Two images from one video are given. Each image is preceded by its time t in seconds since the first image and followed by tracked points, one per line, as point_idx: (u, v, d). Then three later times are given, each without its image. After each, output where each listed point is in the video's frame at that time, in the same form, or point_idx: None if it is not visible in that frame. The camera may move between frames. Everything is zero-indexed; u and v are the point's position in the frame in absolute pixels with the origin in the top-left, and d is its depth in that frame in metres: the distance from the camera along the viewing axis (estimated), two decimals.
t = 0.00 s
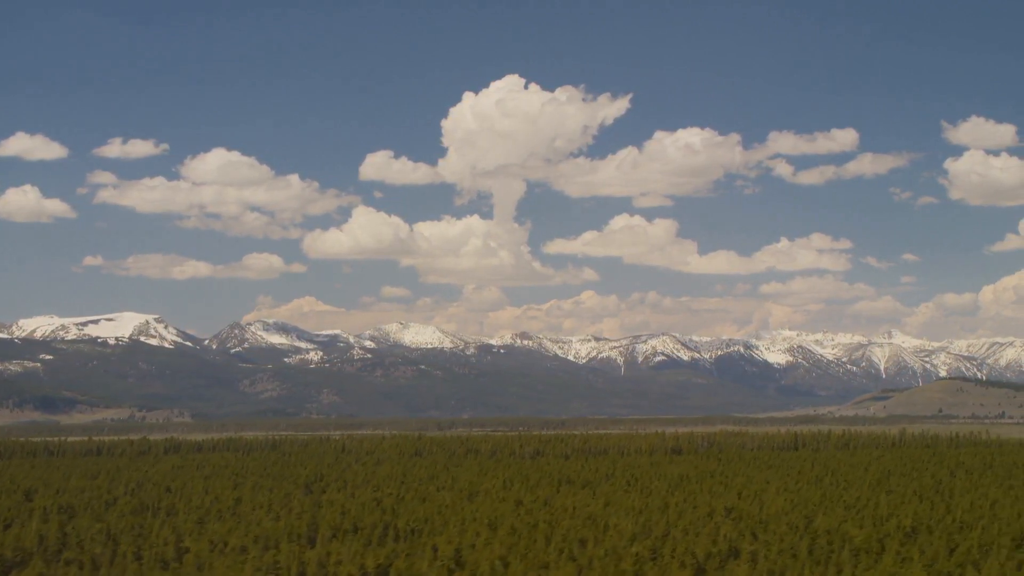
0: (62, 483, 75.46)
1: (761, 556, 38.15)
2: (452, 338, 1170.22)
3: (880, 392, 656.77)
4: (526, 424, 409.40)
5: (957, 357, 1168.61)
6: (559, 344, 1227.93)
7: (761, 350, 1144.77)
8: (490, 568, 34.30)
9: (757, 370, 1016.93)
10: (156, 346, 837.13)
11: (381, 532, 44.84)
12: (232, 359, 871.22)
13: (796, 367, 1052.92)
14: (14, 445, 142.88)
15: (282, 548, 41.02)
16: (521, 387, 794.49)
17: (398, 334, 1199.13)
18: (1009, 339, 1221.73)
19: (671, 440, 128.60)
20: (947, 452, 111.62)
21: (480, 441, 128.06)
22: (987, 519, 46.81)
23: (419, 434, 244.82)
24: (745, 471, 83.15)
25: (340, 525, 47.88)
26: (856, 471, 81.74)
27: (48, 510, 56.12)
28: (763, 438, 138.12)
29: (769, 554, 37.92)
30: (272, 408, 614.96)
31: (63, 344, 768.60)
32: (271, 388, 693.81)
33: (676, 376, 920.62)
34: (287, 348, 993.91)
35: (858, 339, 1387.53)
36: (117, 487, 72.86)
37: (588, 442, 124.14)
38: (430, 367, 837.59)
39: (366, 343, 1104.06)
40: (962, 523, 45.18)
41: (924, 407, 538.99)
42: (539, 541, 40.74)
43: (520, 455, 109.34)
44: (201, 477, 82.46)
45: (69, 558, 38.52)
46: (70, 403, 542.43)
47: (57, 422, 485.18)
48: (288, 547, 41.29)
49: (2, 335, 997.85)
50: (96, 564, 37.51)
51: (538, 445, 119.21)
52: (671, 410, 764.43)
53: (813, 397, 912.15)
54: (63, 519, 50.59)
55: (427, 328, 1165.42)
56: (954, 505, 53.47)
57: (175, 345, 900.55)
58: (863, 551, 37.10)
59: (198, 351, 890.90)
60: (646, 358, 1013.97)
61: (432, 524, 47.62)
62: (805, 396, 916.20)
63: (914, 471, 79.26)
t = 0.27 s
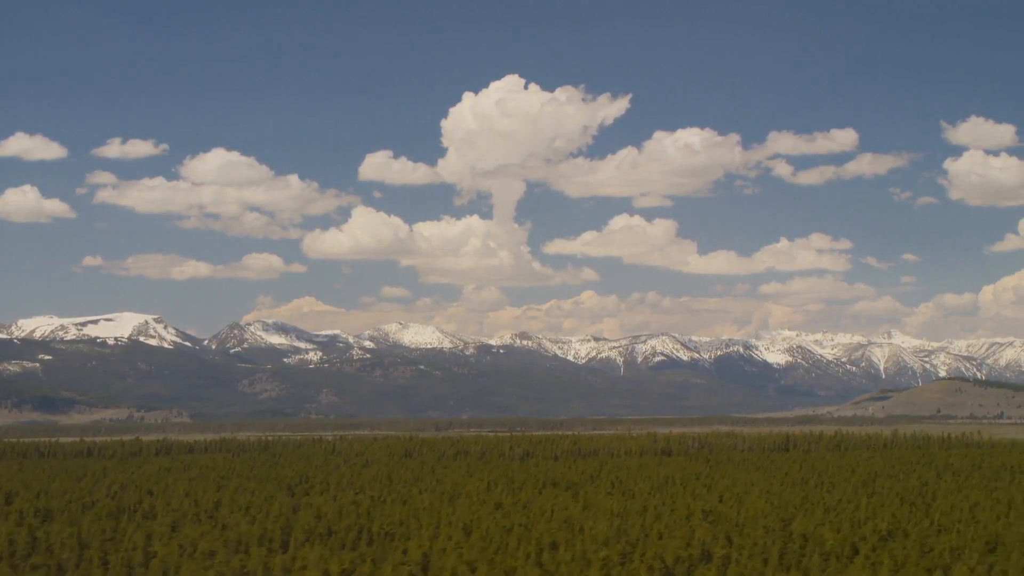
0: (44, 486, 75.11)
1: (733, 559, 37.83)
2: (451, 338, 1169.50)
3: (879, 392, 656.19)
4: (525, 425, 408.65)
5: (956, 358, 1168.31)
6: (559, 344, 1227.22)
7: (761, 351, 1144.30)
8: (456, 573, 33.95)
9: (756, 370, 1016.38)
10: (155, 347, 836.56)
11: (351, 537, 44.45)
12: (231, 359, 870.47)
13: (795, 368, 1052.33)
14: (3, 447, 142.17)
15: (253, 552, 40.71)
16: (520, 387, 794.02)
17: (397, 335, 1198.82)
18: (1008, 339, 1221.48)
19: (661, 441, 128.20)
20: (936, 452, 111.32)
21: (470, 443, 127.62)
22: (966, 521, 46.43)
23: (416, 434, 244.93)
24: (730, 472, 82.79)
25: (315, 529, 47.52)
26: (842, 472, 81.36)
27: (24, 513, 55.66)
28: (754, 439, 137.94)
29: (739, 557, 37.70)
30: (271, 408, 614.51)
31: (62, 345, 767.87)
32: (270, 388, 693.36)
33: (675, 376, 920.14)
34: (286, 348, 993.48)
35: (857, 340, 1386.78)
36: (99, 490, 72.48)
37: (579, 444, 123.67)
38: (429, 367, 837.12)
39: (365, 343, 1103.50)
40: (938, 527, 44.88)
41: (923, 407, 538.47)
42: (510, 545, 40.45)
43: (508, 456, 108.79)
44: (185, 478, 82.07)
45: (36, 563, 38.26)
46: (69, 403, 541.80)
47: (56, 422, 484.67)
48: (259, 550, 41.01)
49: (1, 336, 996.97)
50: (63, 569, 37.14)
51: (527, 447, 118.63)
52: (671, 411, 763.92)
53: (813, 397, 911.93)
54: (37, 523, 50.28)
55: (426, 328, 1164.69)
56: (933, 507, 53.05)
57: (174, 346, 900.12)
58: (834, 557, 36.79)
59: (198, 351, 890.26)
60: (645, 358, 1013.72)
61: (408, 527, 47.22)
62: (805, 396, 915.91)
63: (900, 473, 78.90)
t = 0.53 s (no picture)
0: (27, 487, 74.66)
1: (710, 562, 37.51)
2: (450, 338, 1169.65)
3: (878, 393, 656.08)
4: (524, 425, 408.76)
5: (956, 358, 1168.54)
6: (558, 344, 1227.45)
7: (761, 351, 1144.27)
8: None
9: (756, 370, 1016.32)
10: (155, 347, 836.38)
11: (327, 540, 44.12)
12: (231, 359, 870.49)
13: (794, 368, 1052.27)
14: None
15: (228, 555, 40.31)
16: (520, 387, 793.90)
17: (397, 334, 1198.91)
18: (1008, 339, 1221.97)
19: (652, 443, 127.49)
20: (928, 453, 110.65)
21: (460, 445, 126.88)
22: (949, 524, 45.81)
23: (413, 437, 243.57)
24: (720, 474, 82.33)
25: (294, 532, 47.11)
26: (829, 474, 80.89)
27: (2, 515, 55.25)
28: (746, 441, 137.06)
29: (716, 561, 37.31)
30: (270, 409, 614.21)
31: (62, 345, 767.43)
32: (269, 388, 693.07)
33: (675, 376, 920.27)
34: (285, 348, 993.38)
35: (857, 340, 1387.06)
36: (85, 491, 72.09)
37: (570, 445, 123.32)
38: (429, 367, 837.02)
39: (365, 343, 1103.45)
40: (917, 531, 44.41)
41: (922, 407, 538.31)
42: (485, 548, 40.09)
43: (498, 457, 108.33)
44: (172, 480, 81.61)
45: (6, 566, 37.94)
46: (68, 404, 541.42)
47: (55, 422, 485.15)
48: (234, 554, 40.69)
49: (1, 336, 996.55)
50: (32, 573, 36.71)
51: (519, 448, 118.23)
52: (670, 411, 763.89)
53: (812, 397, 912.09)
54: (14, 526, 49.87)
55: (425, 328, 1164.63)
56: (918, 509, 52.54)
57: (174, 346, 900.01)
58: (807, 561, 36.38)
59: (197, 351, 890.14)
60: (644, 358, 1013.68)
61: (387, 529, 46.71)
62: (804, 396, 916.08)
63: (889, 475, 78.36)
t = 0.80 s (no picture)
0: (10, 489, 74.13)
1: (686, 566, 37.08)
2: (450, 338, 1168.75)
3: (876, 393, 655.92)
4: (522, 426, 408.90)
5: (955, 358, 1168.43)
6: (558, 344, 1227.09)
7: (760, 351, 1144.10)
8: None
9: (755, 370, 1016.03)
10: (154, 347, 835.80)
11: (303, 544, 43.67)
12: (230, 360, 869.75)
13: (794, 368, 1051.99)
14: None
15: (199, 559, 39.91)
16: (519, 387, 793.49)
17: (396, 334, 1198.62)
18: (1007, 339, 1221.78)
19: (644, 444, 127.06)
20: (920, 455, 110.25)
21: (451, 446, 126.22)
22: (931, 527, 45.42)
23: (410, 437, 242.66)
24: (709, 476, 81.83)
25: (270, 535, 46.68)
26: (816, 476, 80.42)
27: None
28: (738, 441, 136.71)
29: (692, 566, 36.89)
30: (268, 409, 613.66)
31: (61, 346, 766.70)
32: (268, 388, 692.61)
33: (674, 376, 920.06)
34: (285, 348, 993.34)
35: (856, 340, 1387.14)
36: (66, 493, 71.61)
37: (562, 446, 122.73)
38: (428, 367, 836.45)
39: (364, 343, 1103.09)
40: (899, 533, 44.08)
41: (920, 407, 538.04)
42: (459, 551, 39.62)
43: (489, 458, 107.83)
44: (158, 481, 80.88)
45: None
46: (66, 404, 540.92)
47: (54, 423, 484.46)
48: (205, 559, 40.18)
49: None
50: None
51: (511, 449, 117.76)
52: (669, 411, 763.57)
53: (812, 398, 911.43)
54: None
55: (425, 328, 1163.50)
56: (904, 512, 52.16)
57: (172, 346, 899.53)
58: (784, 567, 35.99)
59: (196, 351, 889.62)
60: (644, 358, 1013.12)
61: (365, 534, 46.26)
62: (803, 397, 916.01)
63: (878, 476, 77.99)
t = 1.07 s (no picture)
0: None
1: None
2: (449, 338, 1168.41)
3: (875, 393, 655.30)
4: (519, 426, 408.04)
5: (955, 358, 1168.29)
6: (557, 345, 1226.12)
7: (759, 351, 1143.05)
8: None
9: (754, 370, 1015.21)
10: (152, 347, 834.96)
11: (274, 548, 43.32)
12: (229, 360, 869.05)
13: (793, 368, 1051.12)
14: None
15: (163, 564, 39.62)
16: (518, 387, 792.80)
17: (395, 335, 1197.93)
18: (1006, 339, 1221.49)
19: (634, 445, 126.86)
20: (908, 455, 110.09)
21: (442, 447, 125.86)
22: (906, 531, 45.16)
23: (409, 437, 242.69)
24: (694, 478, 81.42)
25: (242, 539, 46.40)
26: (802, 477, 80.20)
27: None
28: (728, 442, 136.62)
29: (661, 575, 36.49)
30: (267, 410, 612.69)
31: (59, 346, 765.59)
32: (267, 389, 691.48)
33: (673, 376, 919.49)
34: (284, 348, 992.81)
35: (856, 340, 1386.51)
36: (44, 495, 71.22)
37: (552, 447, 122.09)
38: (427, 368, 835.39)
39: (363, 343, 1102.54)
40: (871, 535, 43.91)
41: (918, 408, 537.24)
42: (427, 555, 39.36)
43: (478, 458, 107.31)
44: (139, 483, 80.35)
45: None
46: (64, 405, 540.06)
47: (52, 423, 484.13)
48: (171, 565, 39.98)
49: None
50: None
51: (500, 450, 116.94)
52: (668, 411, 762.67)
53: (811, 398, 911.02)
54: None
55: (424, 329, 1163.14)
56: (884, 515, 51.80)
57: (171, 346, 898.45)
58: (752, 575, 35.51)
59: (195, 352, 888.74)
60: (643, 359, 1012.80)
61: (335, 537, 45.75)
62: (802, 397, 915.50)
63: (862, 478, 77.80)
